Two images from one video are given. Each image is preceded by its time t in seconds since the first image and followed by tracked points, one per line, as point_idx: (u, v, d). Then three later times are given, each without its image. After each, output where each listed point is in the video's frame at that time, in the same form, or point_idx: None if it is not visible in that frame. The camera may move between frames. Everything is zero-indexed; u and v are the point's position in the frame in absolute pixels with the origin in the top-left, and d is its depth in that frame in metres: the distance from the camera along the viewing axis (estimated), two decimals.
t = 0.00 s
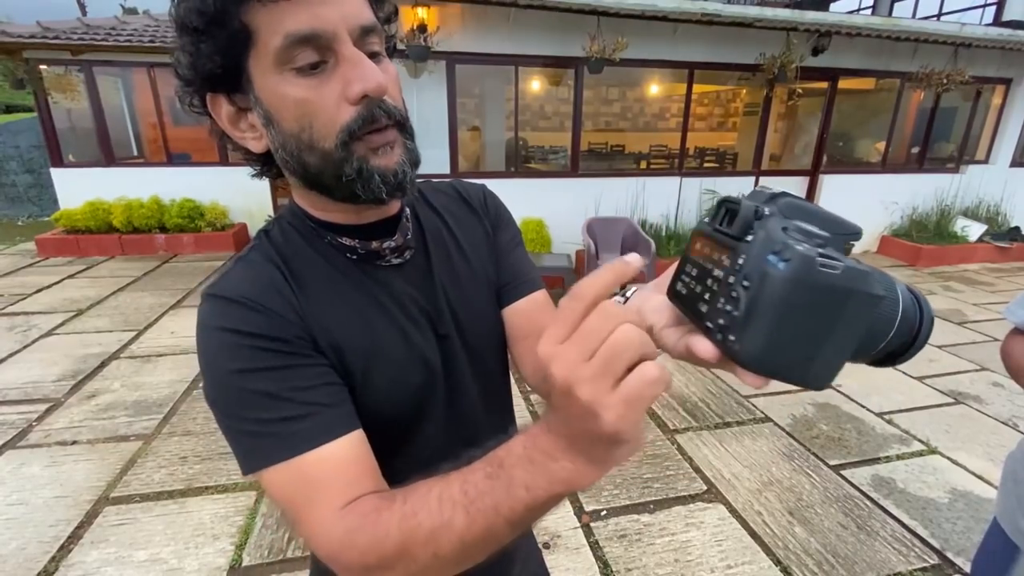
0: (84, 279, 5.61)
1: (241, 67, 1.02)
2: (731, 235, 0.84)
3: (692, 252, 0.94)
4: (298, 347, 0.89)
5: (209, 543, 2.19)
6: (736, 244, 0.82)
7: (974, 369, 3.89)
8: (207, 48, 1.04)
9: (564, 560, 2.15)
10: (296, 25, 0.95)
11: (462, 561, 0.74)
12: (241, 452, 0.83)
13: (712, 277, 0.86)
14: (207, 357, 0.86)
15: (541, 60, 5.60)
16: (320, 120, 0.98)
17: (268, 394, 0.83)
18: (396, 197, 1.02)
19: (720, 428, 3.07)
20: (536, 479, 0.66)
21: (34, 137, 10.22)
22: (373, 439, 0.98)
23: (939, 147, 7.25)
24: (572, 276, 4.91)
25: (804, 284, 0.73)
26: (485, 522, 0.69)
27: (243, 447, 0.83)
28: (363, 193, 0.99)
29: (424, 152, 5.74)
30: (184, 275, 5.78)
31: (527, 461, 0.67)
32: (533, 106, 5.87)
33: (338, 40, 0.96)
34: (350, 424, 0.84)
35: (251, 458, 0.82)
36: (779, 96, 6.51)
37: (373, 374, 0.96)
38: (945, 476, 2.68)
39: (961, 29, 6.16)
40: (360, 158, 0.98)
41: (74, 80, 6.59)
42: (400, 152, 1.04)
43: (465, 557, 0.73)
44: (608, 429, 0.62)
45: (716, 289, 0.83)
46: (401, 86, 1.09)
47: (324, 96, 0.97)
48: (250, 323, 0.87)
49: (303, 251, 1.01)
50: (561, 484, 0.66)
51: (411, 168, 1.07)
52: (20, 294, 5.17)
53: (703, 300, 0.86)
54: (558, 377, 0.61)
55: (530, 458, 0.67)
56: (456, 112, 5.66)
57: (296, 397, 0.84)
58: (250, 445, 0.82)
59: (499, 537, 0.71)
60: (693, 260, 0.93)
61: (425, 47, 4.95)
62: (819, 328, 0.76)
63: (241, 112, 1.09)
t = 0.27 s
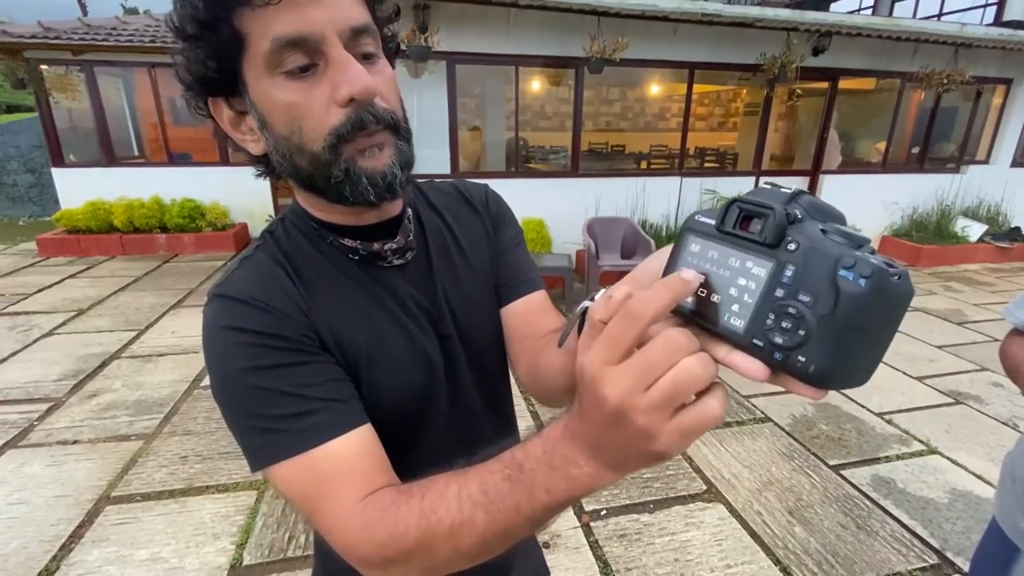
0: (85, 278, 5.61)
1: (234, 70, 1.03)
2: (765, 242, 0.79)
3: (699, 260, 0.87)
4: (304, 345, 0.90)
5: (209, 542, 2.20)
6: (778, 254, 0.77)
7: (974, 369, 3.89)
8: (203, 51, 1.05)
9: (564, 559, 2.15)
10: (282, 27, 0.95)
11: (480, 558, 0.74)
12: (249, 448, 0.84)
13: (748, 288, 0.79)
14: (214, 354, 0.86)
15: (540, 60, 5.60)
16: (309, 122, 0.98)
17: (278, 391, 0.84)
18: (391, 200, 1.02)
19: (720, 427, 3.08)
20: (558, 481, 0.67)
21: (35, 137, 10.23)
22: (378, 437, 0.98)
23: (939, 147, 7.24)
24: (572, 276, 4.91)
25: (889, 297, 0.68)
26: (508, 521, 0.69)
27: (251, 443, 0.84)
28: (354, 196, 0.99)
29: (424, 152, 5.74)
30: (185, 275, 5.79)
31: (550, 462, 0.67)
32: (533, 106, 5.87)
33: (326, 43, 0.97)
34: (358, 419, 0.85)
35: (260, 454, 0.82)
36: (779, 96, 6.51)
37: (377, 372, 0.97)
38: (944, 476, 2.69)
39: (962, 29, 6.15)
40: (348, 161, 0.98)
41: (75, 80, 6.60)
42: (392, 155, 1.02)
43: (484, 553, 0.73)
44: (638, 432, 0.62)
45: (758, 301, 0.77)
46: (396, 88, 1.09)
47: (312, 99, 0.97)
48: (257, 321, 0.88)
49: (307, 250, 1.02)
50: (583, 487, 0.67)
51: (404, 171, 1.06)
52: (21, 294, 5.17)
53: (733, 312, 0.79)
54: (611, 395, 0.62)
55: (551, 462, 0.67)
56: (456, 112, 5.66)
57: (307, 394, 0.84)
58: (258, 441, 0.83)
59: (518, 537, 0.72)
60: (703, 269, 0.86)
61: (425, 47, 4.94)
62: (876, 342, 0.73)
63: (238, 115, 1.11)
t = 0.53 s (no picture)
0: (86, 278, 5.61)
1: (231, 66, 1.06)
2: (736, 216, 0.69)
3: (649, 242, 0.71)
4: (301, 338, 0.91)
5: (211, 541, 2.20)
6: (753, 228, 0.69)
7: (975, 368, 3.88)
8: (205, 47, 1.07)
9: (565, 558, 2.15)
10: (265, 21, 0.95)
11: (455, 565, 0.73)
12: (245, 438, 0.85)
13: (721, 271, 0.70)
14: (214, 343, 0.88)
15: (542, 60, 5.60)
16: (292, 118, 1.00)
17: (272, 383, 0.85)
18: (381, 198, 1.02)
19: (721, 427, 3.08)
20: (534, 490, 0.66)
21: (36, 137, 10.24)
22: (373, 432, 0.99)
23: (940, 147, 7.23)
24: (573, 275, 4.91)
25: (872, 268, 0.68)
26: (483, 529, 0.68)
27: (246, 433, 0.85)
28: (335, 192, 1.00)
29: (425, 151, 5.74)
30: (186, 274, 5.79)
31: (517, 479, 0.66)
32: (534, 106, 5.87)
33: (308, 37, 0.96)
34: (351, 413, 0.85)
35: (254, 444, 0.84)
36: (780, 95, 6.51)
37: (373, 368, 0.97)
38: (946, 476, 2.68)
39: (963, 29, 6.15)
40: (331, 156, 0.99)
41: (76, 80, 6.60)
42: (377, 153, 1.01)
43: (458, 563, 0.72)
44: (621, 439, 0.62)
45: (739, 285, 0.69)
46: (387, 81, 1.07)
47: (294, 95, 0.99)
48: (256, 314, 0.89)
49: (309, 246, 1.03)
50: (553, 497, 0.67)
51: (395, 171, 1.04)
52: (22, 293, 5.18)
53: (705, 298, 0.70)
54: (593, 424, 0.61)
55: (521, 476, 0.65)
56: (456, 112, 5.66)
57: (300, 388, 0.85)
58: (253, 431, 0.84)
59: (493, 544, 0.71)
60: (657, 252, 0.71)
61: (426, 47, 4.92)
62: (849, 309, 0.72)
63: (239, 109, 1.14)
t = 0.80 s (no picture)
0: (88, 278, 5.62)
1: (246, 62, 1.08)
2: (662, 172, 0.71)
3: (576, 218, 0.73)
4: (303, 330, 0.92)
5: (215, 540, 2.21)
6: (681, 183, 0.70)
7: (976, 368, 3.89)
8: (223, 45, 1.10)
9: (568, 557, 2.16)
10: (277, 20, 0.97)
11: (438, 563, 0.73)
12: (248, 426, 0.87)
13: (658, 238, 0.72)
14: (220, 332, 0.90)
15: (543, 60, 5.61)
16: (302, 114, 1.01)
17: (272, 374, 0.86)
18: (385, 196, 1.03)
19: (722, 426, 3.08)
20: (513, 491, 0.66)
21: (38, 137, 10.25)
22: (371, 428, 0.99)
23: (942, 147, 7.23)
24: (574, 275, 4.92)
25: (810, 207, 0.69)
26: (465, 529, 0.69)
27: (249, 421, 0.86)
28: (338, 187, 1.01)
29: (427, 151, 5.75)
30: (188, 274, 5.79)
31: (489, 484, 0.65)
32: (535, 106, 5.88)
33: (318, 34, 0.98)
34: (349, 406, 0.86)
35: (256, 432, 0.85)
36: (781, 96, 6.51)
37: (371, 363, 0.97)
38: (947, 475, 2.69)
39: (963, 28, 6.15)
40: (336, 152, 1.00)
41: (78, 80, 6.62)
42: (383, 151, 1.02)
43: (443, 559, 0.73)
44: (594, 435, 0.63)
45: (679, 247, 0.71)
46: (396, 79, 1.07)
47: (303, 91, 1.00)
48: (260, 304, 0.91)
49: (316, 243, 1.04)
50: (530, 496, 0.67)
51: (401, 170, 1.04)
52: (24, 293, 5.19)
53: (645, 269, 0.71)
54: (569, 433, 0.62)
55: (495, 478, 0.65)
56: (458, 112, 5.67)
57: (299, 380, 0.86)
58: (255, 418, 0.86)
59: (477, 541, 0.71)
60: (587, 227, 0.73)
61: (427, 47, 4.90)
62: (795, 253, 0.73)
63: (253, 107, 1.15)
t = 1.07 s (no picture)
0: (90, 277, 5.63)
1: (260, 64, 1.08)
2: (629, 186, 0.73)
3: (546, 234, 0.75)
4: (309, 330, 0.93)
5: (218, 538, 2.22)
6: (649, 197, 0.72)
7: (977, 368, 3.90)
8: (239, 46, 1.11)
9: (570, 556, 2.17)
10: (293, 28, 0.98)
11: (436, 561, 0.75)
12: (254, 423, 0.88)
13: (629, 249, 0.74)
14: (228, 330, 0.91)
15: (544, 60, 5.62)
16: (312, 121, 1.02)
17: (279, 374, 0.87)
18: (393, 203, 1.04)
19: (723, 425, 3.09)
20: (508, 491, 0.67)
21: (39, 136, 10.27)
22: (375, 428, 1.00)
23: (943, 147, 7.24)
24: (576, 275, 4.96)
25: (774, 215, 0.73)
26: (464, 528, 0.70)
27: (255, 418, 0.87)
28: (348, 195, 1.02)
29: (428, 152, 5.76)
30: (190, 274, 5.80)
31: (481, 487, 0.67)
32: (536, 106, 5.89)
33: (332, 44, 0.98)
34: (353, 406, 0.87)
35: (261, 430, 0.86)
36: (782, 95, 6.52)
37: (376, 365, 0.98)
38: (947, 475, 2.69)
39: (964, 29, 6.15)
40: (344, 162, 1.01)
41: (80, 80, 6.63)
42: (393, 159, 1.03)
43: (442, 558, 0.74)
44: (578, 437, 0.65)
45: (650, 261, 0.74)
46: (408, 89, 1.07)
47: (315, 99, 1.01)
48: (267, 305, 0.92)
49: (323, 244, 1.05)
50: (524, 498, 0.69)
51: (409, 180, 1.05)
52: (27, 293, 5.20)
53: (618, 282, 0.74)
54: (552, 444, 0.64)
55: (491, 479, 0.67)
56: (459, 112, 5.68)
57: (305, 381, 0.87)
58: (261, 416, 0.87)
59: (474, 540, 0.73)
60: (557, 242, 0.75)
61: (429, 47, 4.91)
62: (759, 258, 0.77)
63: (265, 107, 1.16)
